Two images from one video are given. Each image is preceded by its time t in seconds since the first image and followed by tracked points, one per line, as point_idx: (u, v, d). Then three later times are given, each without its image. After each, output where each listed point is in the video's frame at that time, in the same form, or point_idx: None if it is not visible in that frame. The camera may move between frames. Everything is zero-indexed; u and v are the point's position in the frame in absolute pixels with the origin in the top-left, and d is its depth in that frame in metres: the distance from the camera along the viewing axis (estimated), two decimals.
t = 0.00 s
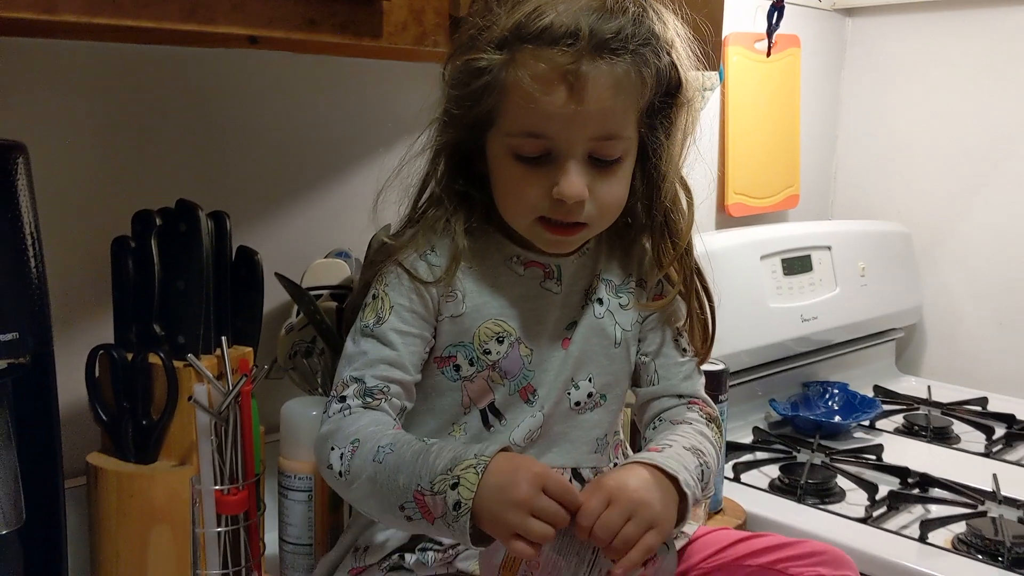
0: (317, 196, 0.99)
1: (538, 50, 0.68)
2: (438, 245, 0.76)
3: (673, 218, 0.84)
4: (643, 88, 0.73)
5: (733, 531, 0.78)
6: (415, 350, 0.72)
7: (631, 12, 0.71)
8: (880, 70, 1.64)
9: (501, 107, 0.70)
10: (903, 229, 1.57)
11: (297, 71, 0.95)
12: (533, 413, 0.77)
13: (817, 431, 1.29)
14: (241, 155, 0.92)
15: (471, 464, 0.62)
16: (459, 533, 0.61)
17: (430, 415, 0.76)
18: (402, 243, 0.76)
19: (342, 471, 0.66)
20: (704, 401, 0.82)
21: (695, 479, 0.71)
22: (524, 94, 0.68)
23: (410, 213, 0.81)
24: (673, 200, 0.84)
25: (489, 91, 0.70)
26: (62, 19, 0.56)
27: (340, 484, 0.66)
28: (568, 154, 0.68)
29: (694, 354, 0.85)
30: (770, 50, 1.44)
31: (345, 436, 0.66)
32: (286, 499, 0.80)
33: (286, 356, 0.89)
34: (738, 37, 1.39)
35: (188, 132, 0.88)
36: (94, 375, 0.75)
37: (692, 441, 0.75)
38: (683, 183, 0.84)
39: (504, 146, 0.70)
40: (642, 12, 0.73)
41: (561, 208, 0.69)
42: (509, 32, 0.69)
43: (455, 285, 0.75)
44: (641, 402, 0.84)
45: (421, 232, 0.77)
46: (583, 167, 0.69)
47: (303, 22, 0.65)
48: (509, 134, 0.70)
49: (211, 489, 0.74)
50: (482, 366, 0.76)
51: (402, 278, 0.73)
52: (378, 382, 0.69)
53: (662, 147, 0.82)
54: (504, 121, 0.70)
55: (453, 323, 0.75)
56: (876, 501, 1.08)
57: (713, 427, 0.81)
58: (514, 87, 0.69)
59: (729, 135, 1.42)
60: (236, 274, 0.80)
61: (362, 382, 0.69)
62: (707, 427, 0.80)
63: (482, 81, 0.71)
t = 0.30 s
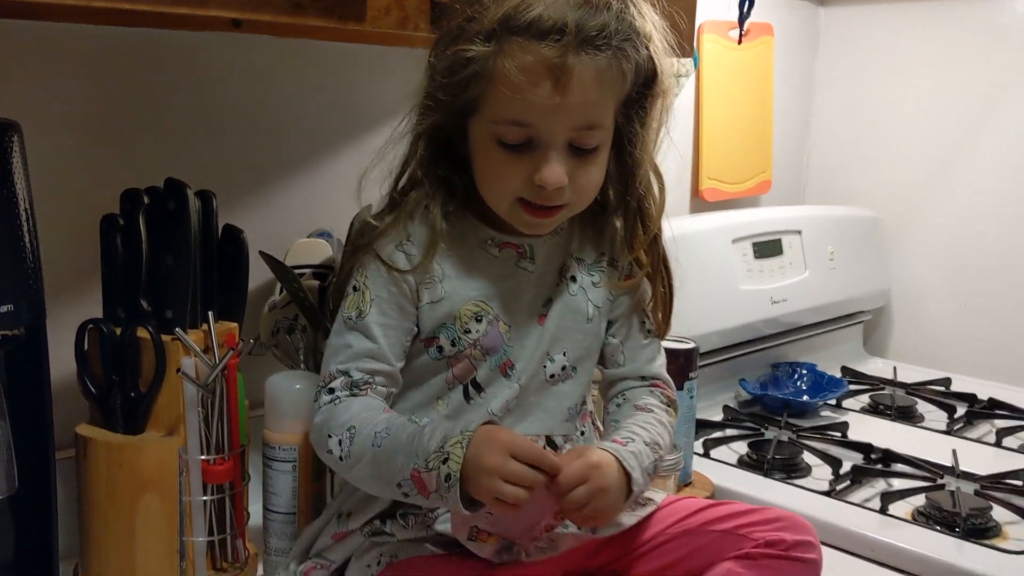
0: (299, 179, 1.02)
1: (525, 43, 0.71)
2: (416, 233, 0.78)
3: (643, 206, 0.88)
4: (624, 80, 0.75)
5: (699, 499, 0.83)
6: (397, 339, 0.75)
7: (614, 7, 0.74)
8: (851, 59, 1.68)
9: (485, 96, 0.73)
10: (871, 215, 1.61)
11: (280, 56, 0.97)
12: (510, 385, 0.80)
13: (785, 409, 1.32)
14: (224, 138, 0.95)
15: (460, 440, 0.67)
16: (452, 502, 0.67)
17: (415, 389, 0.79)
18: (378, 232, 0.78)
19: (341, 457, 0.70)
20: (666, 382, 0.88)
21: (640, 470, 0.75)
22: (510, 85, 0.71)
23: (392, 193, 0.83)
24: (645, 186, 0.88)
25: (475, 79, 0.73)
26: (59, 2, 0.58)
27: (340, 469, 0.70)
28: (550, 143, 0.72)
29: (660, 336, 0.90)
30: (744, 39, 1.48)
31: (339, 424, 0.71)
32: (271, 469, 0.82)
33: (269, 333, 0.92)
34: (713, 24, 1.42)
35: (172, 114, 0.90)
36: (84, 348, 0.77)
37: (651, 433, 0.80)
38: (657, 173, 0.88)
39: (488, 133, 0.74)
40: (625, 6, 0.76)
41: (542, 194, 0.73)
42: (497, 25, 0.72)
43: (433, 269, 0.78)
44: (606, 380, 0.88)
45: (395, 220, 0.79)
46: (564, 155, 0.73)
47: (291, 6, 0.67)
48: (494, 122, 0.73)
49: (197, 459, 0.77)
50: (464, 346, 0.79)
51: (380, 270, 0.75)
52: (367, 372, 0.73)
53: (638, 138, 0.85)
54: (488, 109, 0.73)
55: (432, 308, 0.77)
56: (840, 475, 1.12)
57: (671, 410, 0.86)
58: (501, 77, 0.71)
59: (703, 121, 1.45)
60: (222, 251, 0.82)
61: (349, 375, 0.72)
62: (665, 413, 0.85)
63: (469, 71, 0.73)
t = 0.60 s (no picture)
0: (270, 199, 1.06)
1: (482, 85, 0.75)
2: (374, 256, 0.82)
3: (592, 234, 0.93)
4: (573, 117, 0.81)
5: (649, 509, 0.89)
6: (361, 357, 0.80)
7: (563, 50, 0.79)
8: (813, 79, 1.74)
9: (444, 132, 0.78)
10: (831, 229, 1.66)
11: (251, 81, 1.02)
12: (466, 399, 0.85)
13: (745, 420, 1.37)
14: (198, 160, 0.99)
15: (411, 448, 0.73)
16: (410, 506, 0.72)
17: (378, 402, 0.83)
18: (340, 256, 0.82)
19: (317, 472, 0.76)
20: (603, 404, 0.93)
21: (566, 487, 0.80)
22: (468, 123, 0.76)
23: (355, 216, 0.87)
24: (592, 217, 0.93)
25: (435, 116, 0.77)
26: (36, 41, 0.62)
27: (318, 483, 0.76)
28: (504, 176, 0.77)
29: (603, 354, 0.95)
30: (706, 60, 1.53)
31: (312, 441, 0.76)
32: (240, 479, 0.86)
33: (240, 348, 0.96)
34: (676, 47, 1.48)
35: (148, 137, 0.95)
36: (63, 364, 0.81)
37: (582, 452, 0.85)
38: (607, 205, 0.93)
39: (447, 166, 0.78)
40: (576, 48, 0.81)
41: (496, 223, 0.78)
42: (455, 66, 0.76)
43: (393, 288, 0.82)
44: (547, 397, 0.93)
45: (357, 244, 0.83)
46: (517, 187, 0.78)
47: (253, 41, 0.71)
48: (451, 155, 0.78)
49: (169, 469, 0.81)
50: (423, 362, 0.83)
51: (341, 294, 0.80)
52: (336, 391, 0.79)
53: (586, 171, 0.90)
54: (445, 144, 0.78)
55: (392, 326, 0.82)
56: (793, 484, 1.16)
57: (605, 428, 0.92)
58: (459, 115, 0.76)
59: (667, 140, 1.50)
60: (196, 270, 0.86)
61: (318, 396, 0.78)
62: (598, 431, 0.90)
63: (430, 108, 0.77)
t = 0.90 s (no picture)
0: (262, 206, 1.08)
1: (470, 96, 0.79)
2: (364, 259, 0.85)
3: (576, 240, 0.96)
4: (557, 129, 0.84)
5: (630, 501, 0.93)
6: (352, 357, 0.83)
7: (549, 65, 0.83)
8: (794, 86, 1.77)
9: (433, 139, 0.81)
10: (812, 234, 1.70)
11: (245, 91, 1.05)
12: (454, 398, 0.87)
13: (727, 419, 1.40)
14: (192, 168, 1.01)
15: (400, 448, 0.75)
16: (400, 503, 0.75)
17: (367, 401, 0.86)
18: (330, 258, 0.85)
19: (310, 469, 0.79)
20: (586, 402, 0.96)
21: (549, 484, 0.83)
22: (456, 133, 0.79)
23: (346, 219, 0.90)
24: (577, 220, 0.95)
25: (425, 123, 0.81)
26: (39, 53, 0.65)
27: (312, 479, 0.79)
28: (490, 183, 0.80)
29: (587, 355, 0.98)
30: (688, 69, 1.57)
31: (306, 440, 0.79)
32: (235, 475, 0.89)
33: (234, 348, 0.98)
34: (659, 55, 1.51)
35: (143, 145, 0.97)
36: (60, 363, 0.83)
37: (564, 450, 0.88)
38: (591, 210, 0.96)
39: (435, 172, 0.81)
40: (562, 66, 0.84)
41: (481, 227, 0.81)
42: (444, 77, 0.80)
43: (382, 289, 0.85)
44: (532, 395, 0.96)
45: (347, 247, 0.86)
46: (502, 193, 0.81)
47: (248, 54, 0.74)
48: (439, 162, 0.81)
49: (164, 466, 0.84)
50: (411, 361, 0.86)
51: (331, 296, 0.83)
52: (327, 390, 0.81)
53: (565, 176, 0.93)
54: (434, 151, 0.81)
55: (381, 327, 0.85)
56: (774, 480, 1.19)
57: (587, 427, 0.95)
58: (447, 124, 0.80)
59: (651, 146, 1.54)
60: (191, 273, 0.88)
61: (310, 395, 0.81)
62: (581, 430, 0.93)
63: (420, 117, 0.81)
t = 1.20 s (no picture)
0: (265, 203, 1.10)
1: (468, 36, 0.83)
2: (365, 255, 0.86)
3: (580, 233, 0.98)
4: (553, 83, 0.87)
5: (626, 494, 0.93)
6: (352, 354, 0.84)
7: (542, 19, 0.87)
8: (789, 85, 1.79)
9: (433, 88, 0.84)
10: (808, 231, 1.71)
11: (246, 88, 1.06)
12: (455, 396, 0.88)
13: (723, 415, 1.41)
14: (193, 164, 1.02)
15: (400, 448, 0.77)
16: (399, 502, 0.76)
17: (368, 397, 0.88)
18: (331, 255, 0.86)
19: (311, 465, 0.80)
20: (582, 399, 0.97)
21: (548, 480, 0.84)
22: (457, 69, 0.82)
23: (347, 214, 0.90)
24: (578, 218, 0.98)
25: (422, 85, 0.84)
26: (45, 50, 0.66)
27: (313, 474, 0.80)
28: (491, 118, 0.82)
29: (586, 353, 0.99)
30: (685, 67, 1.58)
31: (306, 437, 0.80)
32: (236, 469, 0.90)
33: (235, 343, 1.00)
34: (656, 54, 1.53)
35: (144, 142, 0.98)
36: (64, 357, 0.85)
37: (562, 447, 0.89)
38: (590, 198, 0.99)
39: (436, 120, 0.84)
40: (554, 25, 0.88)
41: (485, 167, 0.82)
42: (442, 29, 0.84)
43: (381, 281, 0.86)
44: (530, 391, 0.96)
45: (348, 242, 0.86)
46: (502, 130, 0.83)
47: (252, 51, 0.75)
48: (440, 107, 0.83)
49: (167, 459, 0.85)
50: (411, 359, 0.87)
51: (333, 292, 0.84)
52: (327, 386, 0.83)
53: (567, 160, 0.95)
54: (433, 104, 0.84)
55: (382, 324, 0.86)
56: (769, 475, 1.20)
57: (585, 425, 0.96)
58: (447, 66, 0.83)
59: (648, 144, 1.55)
60: (192, 269, 0.90)
61: (311, 391, 0.82)
62: (578, 427, 0.94)
63: (420, 70, 0.84)
